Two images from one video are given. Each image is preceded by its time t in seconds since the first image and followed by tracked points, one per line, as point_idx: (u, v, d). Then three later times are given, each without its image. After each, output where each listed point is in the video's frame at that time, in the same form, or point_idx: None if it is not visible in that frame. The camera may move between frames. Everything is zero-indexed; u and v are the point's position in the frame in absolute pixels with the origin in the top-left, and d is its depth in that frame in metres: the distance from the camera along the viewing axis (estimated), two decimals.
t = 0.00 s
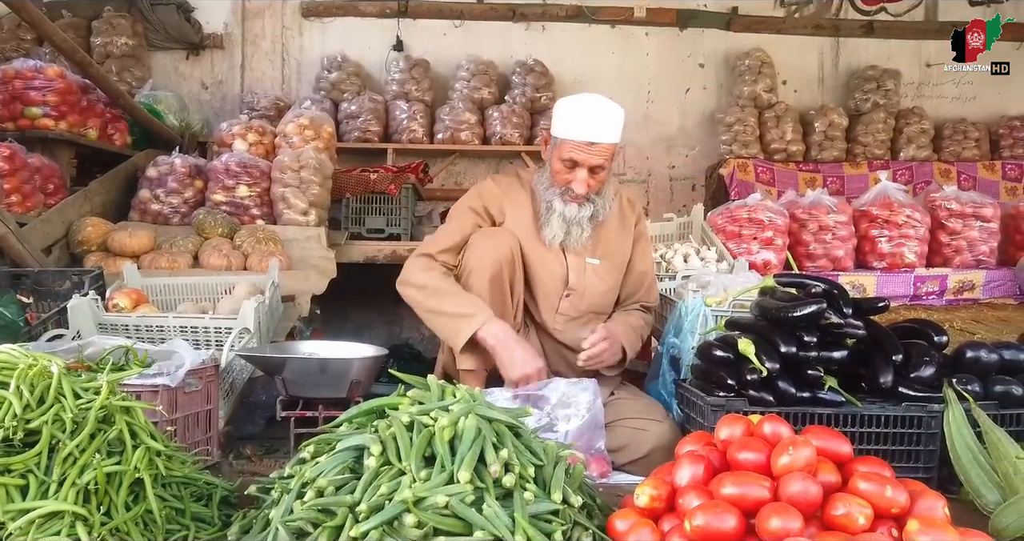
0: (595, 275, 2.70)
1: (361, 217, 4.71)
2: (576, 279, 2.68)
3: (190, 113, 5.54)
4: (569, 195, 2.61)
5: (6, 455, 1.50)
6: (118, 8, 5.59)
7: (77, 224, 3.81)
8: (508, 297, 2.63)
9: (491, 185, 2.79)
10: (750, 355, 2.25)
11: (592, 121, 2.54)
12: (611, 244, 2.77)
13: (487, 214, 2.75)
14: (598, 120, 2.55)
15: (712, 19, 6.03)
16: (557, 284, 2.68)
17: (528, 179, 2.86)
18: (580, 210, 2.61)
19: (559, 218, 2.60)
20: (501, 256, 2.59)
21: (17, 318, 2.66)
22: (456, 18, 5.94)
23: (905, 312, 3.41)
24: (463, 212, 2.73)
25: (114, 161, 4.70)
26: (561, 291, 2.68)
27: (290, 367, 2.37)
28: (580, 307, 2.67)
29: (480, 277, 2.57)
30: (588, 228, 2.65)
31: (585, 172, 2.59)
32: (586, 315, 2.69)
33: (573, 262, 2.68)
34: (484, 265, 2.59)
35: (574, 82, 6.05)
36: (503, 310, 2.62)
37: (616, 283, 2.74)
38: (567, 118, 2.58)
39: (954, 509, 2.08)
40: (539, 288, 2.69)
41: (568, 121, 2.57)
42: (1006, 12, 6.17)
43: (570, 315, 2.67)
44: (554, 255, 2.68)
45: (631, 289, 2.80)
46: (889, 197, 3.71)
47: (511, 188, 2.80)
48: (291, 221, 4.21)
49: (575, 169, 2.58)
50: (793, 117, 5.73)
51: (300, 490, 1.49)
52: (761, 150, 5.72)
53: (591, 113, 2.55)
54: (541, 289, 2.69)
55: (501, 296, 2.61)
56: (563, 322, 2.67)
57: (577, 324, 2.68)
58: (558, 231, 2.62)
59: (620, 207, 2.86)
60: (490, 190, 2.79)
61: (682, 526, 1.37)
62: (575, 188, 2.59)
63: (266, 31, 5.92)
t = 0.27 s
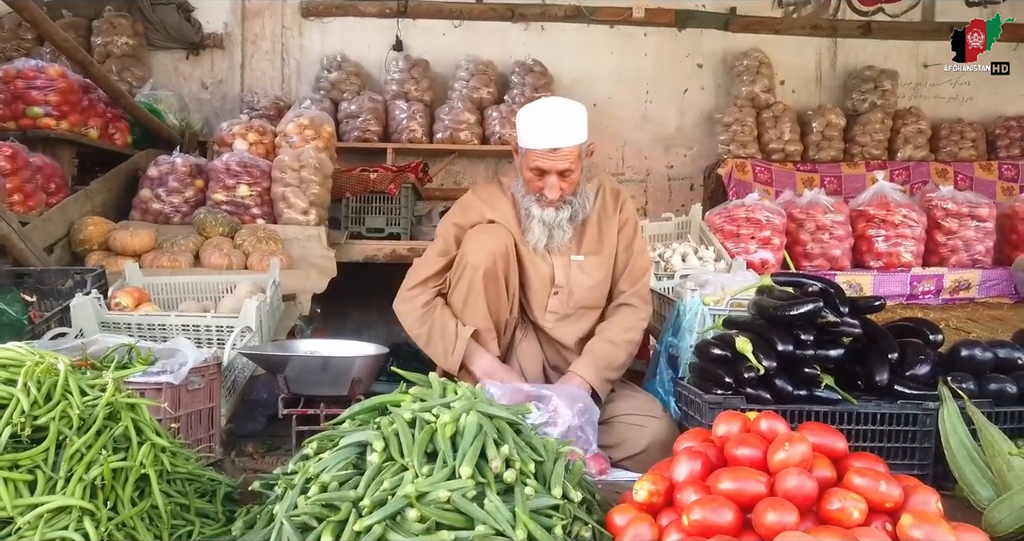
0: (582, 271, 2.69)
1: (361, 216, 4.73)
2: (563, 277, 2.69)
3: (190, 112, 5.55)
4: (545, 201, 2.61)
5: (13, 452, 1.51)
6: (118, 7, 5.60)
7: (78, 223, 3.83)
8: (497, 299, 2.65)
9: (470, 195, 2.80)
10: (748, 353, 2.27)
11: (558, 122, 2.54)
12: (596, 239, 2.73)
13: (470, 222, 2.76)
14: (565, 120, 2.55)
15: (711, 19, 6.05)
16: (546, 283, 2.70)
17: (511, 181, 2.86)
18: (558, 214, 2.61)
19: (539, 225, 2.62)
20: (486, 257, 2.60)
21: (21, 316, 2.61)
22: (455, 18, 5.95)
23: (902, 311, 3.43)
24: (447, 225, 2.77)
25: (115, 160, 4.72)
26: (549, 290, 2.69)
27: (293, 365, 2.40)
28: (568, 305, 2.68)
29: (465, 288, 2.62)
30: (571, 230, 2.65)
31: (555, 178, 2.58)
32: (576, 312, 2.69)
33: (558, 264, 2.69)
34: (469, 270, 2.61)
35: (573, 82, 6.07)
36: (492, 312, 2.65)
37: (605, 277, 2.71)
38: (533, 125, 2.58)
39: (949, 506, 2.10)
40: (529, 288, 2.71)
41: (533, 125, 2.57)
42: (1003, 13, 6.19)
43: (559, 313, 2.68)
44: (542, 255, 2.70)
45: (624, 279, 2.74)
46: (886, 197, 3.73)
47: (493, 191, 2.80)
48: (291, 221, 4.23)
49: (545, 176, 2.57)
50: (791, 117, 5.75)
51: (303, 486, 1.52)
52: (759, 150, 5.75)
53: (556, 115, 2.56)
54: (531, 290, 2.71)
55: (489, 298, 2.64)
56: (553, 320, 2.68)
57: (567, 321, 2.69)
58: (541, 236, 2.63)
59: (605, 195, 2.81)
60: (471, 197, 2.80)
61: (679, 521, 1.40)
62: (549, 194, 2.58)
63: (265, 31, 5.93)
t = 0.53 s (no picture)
0: (581, 271, 2.72)
1: (364, 218, 4.76)
2: (562, 277, 2.72)
3: (193, 114, 5.57)
4: (538, 206, 2.66)
5: (34, 454, 1.54)
6: (121, 10, 5.62)
7: (84, 225, 3.86)
8: (499, 301, 2.68)
9: (466, 203, 2.84)
10: (751, 356, 2.30)
11: (542, 130, 2.58)
12: (593, 237, 2.76)
13: (468, 230, 2.80)
14: (549, 127, 2.59)
15: (711, 22, 6.08)
16: (547, 283, 2.73)
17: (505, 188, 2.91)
18: (552, 218, 2.65)
19: (534, 230, 2.66)
20: (486, 260, 2.64)
21: (33, 319, 2.61)
22: (457, 21, 5.98)
23: (901, 313, 3.47)
24: (445, 235, 2.81)
25: (120, 163, 4.75)
26: (550, 290, 2.73)
27: (301, 368, 2.43)
28: (569, 304, 2.71)
29: (467, 293, 2.65)
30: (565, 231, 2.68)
31: (545, 185, 2.62)
32: (577, 311, 2.72)
33: (557, 264, 2.72)
34: (470, 273, 2.64)
35: (574, 84, 6.10)
36: (495, 314, 2.68)
37: (603, 275, 2.74)
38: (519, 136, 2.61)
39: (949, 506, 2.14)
40: (529, 289, 2.74)
41: (518, 134, 2.61)
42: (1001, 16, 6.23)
43: (560, 313, 2.70)
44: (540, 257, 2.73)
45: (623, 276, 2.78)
46: (886, 200, 3.77)
47: (488, 198, 2.84)
48: (295, 223, 4.26)
49: (535, 184, 2.62)
50: (791, 119, 5.79)
51: (318, 488, 1.55)
52: (759, 152, 5.79)
53: (540, 123, 2.60)
54: (532, 291, 2.74)
55: (491, 301, 2.67)
56: (554, 320, 2.71)
57: (569, 320, 2.71)
58: (538, 242, 2.67)
59: (599, 195, 2.85)
60: (467, 205, 2.84)
61: (688, 522, 1.43)
62: (539, 200, 2.64)
63: (268, 33, 5.96)
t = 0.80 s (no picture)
0: (586, 266, 2.77)
1: (371, 218, 4.80)
2: (568, 274, 2.77)
3: (199, 115, 5.61)
4: (541, 205, 2.72)
5: (65, 448, 1.59)
6: (128, 11, 5.66)
7: (95, 225, 3.90)
8: (509, 298, 2.72)
9: (472, 205, 2.89)
10: (758, 354, 2.35)
11: (541, 128, 2.64)
12: (594, 234, 2.82)
13: (476, 231, 2.83)
14: (548, 125, 2.65)
15: (713, 24, 6.13)
16: (553, 280, 2.78)
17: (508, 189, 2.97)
18: (555, 215, 2.72)
19: (538, 228, 2.72)
20: (496, 259, 2.69)
21: (53, 317, 2.64)
22: (461, 22, 6.02)
23: (903, 313, 3.52)
24: (453, 236, 2.84)
25: (128, 163, 4.79)
26: (557, 287, 2.77)
27: (316, 366, 2.47)
28: (576, 300, 2.76)
29: (478, 292, 2.69)
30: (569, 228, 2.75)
31: (547, 183, 2.68)
32: (585, 307, 2.77)
33: (563, 260, 2.77)
34: (480, 272, 2.69)
35: (577, 86, 6.15)
36: (506, 312, 2.72)
37: (608, 271, 2.80)
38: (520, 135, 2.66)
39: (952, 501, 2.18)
40: (538, 286, 2.79)
41: (518, 132, 2.67)
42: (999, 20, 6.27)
43: (568, 309, 2.75)
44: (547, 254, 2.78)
45: (627, 272, 2.85)
46: (887, 201, 3.82)
47: (492, 199, 2.89)
48: (303, 223, 4.30)
49: (538, 183, 2.68)
50: (792, 121, 5.84)
51: (341, 481, 1.59)
52: (761, 153, 5.84)
53: (540, 122, 2.66)
54: (540, 288, 2.79)
55: (502, 299, 2.71)
56: (563, 316, 2.75)
57: (577, 315, 2.76)
58: (543, 239, 2.73)
59: (600, 194, 2.91)
60: (472, 207, 2.88)
61: (701, 514, 1.47)
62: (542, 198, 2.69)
63: (273, 35, 6.00)
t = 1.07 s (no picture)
0: (578, 266, 2.81)
1: (369, 219, 4.82)
2: (560, 273, 2.80)
3: (198, 115, 5.62)
4: (533, 204, 2.77)
5: (67, 447, 1.61)
6: (126, 11, 5.67)
7: (94, 225, 3.91)
8: (503, 298, 2.75)
9: (467, 205, 2.91)
10: (752, 354, 2.37)
11: (531, 128, 2.67)
12: (585, 234, 2.87)
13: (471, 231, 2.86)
14: (538, 124, 2.68)
15: (710, 25, 6.15)
16: (546, 280, 2.81)
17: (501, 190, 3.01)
18: (545, 214, 2.76)
19: (530, 227, 2.76)
20: (490, 259, 2.71)
21: (53, 317, 2.63)
22: (458, 23, 6.04)
23: (897, 313, 3.54)
24: (449, 237, 2.87)
25: (127, 164, 4.80)
26: (549, 287, 2.80)
27: (313, 366, 2.50)
28: (568, 299, 2.79)
29: (472, 292, 2.71)
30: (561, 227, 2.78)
31: (538, 181, 2.71)
32: (577, 307, 2.81)
33: (555, 260, 2.80)
34: (475, 272, 2.71)
35: (575, 87, 6.17)
36: (500, 312, 2.74)
37: (600, 272, 2.83)
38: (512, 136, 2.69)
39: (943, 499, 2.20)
40: (530, 287, 2.82)
41: (510, 132, 2.70)
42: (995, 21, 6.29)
43: (560, 309, 2.79)
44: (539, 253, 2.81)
45: (620, 272, 2.87)
46: (882, 202, 3.84)
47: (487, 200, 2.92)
48: (302, 224, 4.32)
49: (528, 181, 2.71)
50: (788, 121, 5.86)
51: (339, 480, 1.61)
52: (757, 153, 5.87)
53: (530, 121, 2.69)
54: (533, 288, 2.82)
55: (496, 298, 2.73)
56: (555, 316, 2.79)
57: (569, 315, 2.80)
58: (534, 238, 2.77)
59: (594, 196, 2.96)
60: (467, 208, 2.91)
61: (694, 512, 1.50)
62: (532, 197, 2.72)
63: (272, 35, 6.02)
